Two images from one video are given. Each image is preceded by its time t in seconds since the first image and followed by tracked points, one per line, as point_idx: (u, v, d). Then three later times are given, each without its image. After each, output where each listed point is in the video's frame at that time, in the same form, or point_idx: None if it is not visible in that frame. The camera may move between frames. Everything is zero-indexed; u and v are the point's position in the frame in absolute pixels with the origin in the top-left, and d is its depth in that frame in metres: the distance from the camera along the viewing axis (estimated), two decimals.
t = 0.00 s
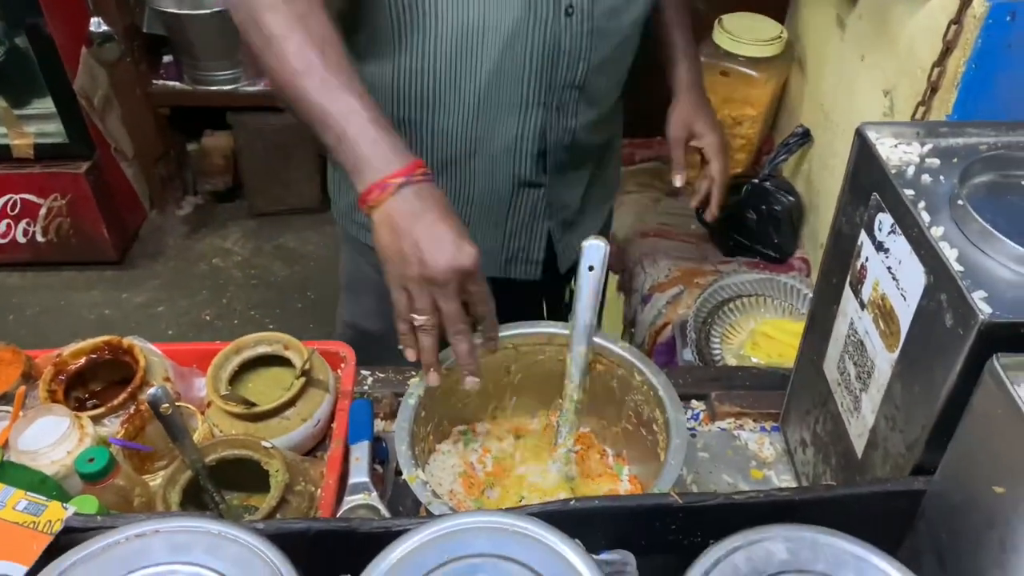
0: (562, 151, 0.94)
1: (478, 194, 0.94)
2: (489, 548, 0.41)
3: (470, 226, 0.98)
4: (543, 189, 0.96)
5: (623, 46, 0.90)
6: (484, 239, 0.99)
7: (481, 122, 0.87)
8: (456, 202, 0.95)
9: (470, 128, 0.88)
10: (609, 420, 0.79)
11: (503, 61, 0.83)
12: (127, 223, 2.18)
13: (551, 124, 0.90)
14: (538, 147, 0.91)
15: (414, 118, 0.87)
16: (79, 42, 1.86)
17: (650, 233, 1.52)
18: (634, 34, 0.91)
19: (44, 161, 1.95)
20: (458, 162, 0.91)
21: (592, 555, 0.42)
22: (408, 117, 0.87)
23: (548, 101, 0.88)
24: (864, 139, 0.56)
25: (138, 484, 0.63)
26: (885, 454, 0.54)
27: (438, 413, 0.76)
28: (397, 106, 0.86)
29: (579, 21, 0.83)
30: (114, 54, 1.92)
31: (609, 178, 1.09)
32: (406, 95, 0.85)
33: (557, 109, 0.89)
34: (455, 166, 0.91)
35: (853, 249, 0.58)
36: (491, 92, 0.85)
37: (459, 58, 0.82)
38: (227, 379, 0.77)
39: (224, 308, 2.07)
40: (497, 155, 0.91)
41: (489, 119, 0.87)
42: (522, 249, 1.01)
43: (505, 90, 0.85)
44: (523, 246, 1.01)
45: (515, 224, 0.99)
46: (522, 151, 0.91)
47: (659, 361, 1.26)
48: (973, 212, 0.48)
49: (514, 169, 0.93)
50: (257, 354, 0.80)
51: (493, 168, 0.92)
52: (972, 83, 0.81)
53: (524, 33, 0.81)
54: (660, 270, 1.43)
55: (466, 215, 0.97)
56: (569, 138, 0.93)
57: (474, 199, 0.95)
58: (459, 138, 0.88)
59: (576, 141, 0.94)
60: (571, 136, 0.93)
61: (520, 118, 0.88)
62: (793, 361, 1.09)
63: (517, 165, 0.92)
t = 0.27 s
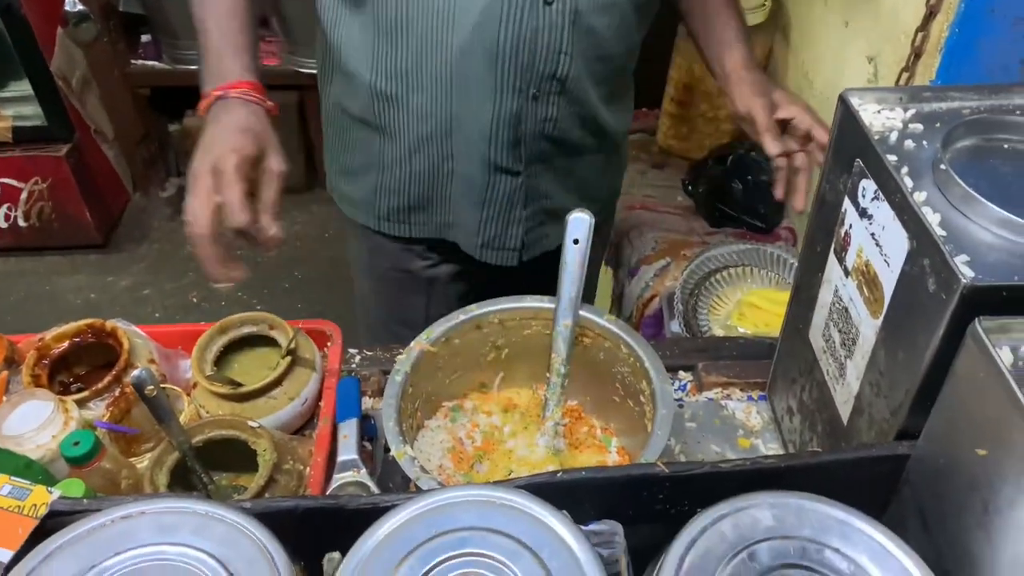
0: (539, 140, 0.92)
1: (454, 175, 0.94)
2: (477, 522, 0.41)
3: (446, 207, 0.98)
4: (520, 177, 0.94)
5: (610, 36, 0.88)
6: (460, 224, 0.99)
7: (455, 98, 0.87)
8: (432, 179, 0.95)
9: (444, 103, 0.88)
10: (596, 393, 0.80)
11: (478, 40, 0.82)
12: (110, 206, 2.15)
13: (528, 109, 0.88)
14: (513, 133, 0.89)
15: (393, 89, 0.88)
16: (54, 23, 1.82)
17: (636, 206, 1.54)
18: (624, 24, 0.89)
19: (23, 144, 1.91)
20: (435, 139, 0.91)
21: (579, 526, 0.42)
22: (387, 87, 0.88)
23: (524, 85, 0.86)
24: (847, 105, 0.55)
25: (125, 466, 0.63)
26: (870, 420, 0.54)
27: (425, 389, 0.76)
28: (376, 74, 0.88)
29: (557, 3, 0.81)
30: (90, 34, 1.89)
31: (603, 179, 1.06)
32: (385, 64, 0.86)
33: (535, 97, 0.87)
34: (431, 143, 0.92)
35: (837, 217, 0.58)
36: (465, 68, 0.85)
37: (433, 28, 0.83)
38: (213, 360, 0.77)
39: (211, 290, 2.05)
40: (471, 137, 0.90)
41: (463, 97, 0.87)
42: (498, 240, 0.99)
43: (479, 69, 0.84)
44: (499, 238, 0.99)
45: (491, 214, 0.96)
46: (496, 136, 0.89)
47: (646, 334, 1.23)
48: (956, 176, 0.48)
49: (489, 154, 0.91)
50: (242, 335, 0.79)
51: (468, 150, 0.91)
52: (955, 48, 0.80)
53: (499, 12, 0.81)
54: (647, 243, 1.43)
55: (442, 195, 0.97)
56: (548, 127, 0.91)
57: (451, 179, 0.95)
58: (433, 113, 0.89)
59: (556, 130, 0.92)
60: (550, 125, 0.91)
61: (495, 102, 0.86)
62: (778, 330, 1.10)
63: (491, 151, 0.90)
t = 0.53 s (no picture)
0: (509, 134, 0.88)
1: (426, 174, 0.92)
2: (450, 499, 0.40)
3: (423, 207, 0.96)
4: (493, 175, 0.90)
5: (575, 17, 0.83)
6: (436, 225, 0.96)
7: (415, 96, 0.84)
8: (405, 178, 0.94)
9: (405, 101, 0.86)
10: (578, 364, 0.79)
11: (430, 33, 0.79)
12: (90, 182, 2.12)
13: (493, 103, 0.84)
14: (480, 129, 0.85)
15: (354, 87, 0.87)
16: None
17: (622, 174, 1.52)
18: (589, 1, 0.83)
19: None
20: (402, 137, 0.90)
21: (554, 501, 0.42)
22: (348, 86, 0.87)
23: (486, 78, 0.82)
24: (826, 67, 0.54)
25: (99, 448, 0.63)
26: (850, 388, 0.54)
27: (404, 364, 0.75)
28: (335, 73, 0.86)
29: None
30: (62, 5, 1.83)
31: (586, 165, 1.02)
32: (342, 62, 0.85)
33: (501, 86, 0.83)
34: (399, 141, 0.90)
35: (818, 182, 0.57)
36: (420, 64, 0.81)
37: (383, 24, 0.80)
38: (188, 338, 0.76)
39: (196, 266, 2.03)
40: (437, 134, 0.86)
41: (423, 94, 0.84)
42: (476, 241, 0.95)
43: (435, 64, 0.81)
44: (477, 239, 0.95)
45: (467, 215, 0.93)
46: (463, 133, 0.85)
47: (633, 305, 1.21)
48: (937, 139, 0.47)
49: (458, 153, 0.87)
50: (217, 313, 0.79)
51: (436, 149, 0.88)
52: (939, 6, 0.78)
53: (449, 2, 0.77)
54: (631, 213, 1.43)
55: (417, 194, 0.96)
56: (517, 119, 0.87)
57: (423, 178, 0.93)
58: (396, 112, 0.87)
59: (528, 121, 0.88)
60: (519, 117, 0.87)
61: (458, 96, 0.83)
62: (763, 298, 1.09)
63: (459, 149, 0.86)
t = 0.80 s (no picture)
0: (507, 143, 0.88)
1: (424, 193, 0.92)
2: (455, 476, 0.40)
3: (422, 228, 0.96)
4: (493, 185, 0.91)
5: (560, 18, 0.82)
6: (440, 240, 0.97)
7: (403, 119, 0.84)
8: (401, 201, 0.93)
9: (393, 127, 0.85)
10: (580, 338, 0.79)
11: (410, 53, 0.79)
12: (84, 156, 2.09)
13: (486, 115, 0.84)
14: (477, 141, 0.86)
15: (340, 117, 0.86)
16: None
17: (622, 145, 1.51)
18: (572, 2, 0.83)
19: None
20: (393, 161, 0.89)
21: (560, 477, 0.41)
22: (330, 119, 0.86)
23: (475, 89, 0.82)
24: (834, 35, 0.53)
25: (100, 427, 0.63)
26: (856, 361, 0.54)
27: (405, 340, 0.75)
28: (315, 108, 0.85)
29: None
30: None
31: (588, 160, 1.01)
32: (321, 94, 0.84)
33: (492, 96, 0.83)
34: (391, 166, 0.89)
35: (824, 152, 0.56)
36: (405, 86, 0.81)
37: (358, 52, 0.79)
38: (187, 315, 0.76)
39: (193, 240, 2.02)
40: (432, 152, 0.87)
41: (412, 114, 0.84)
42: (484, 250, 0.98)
43: (421, 84, 0.81)
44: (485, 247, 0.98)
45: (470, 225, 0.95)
46: (458, 146, 0.86)
47: (634, 276, 1.22)
48: (948, 108, 0.46)
49: (455, 166, 0.88)
50: (216, 289, 0.78)
51: (433, 164, 0.89)
52: None
53: (426, 20, 0.77)
54: (631, 183, 1.42)
55: (415, 216, 0.95)
56: (513, 129, 0.87)
57: (420, 198, 0.93)
58: (384, 140, 0.86)
59: (524, 129, 0.88)
60: (515, 126, 0.86)
61: (450, 111, 0.83)
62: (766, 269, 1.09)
63: (456, 162, 0.88)
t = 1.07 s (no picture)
0: (506, 144, 0.88)
1: (424, 198, 0.92)
2: (461, 461, 0.40)
3: (424, 231, 0.96)
4: (493, 185, 0.92)
5: (554, 19, 0.81)
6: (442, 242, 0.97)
7: (400, 134, 0.83)
8: (402, 207, 0.93)
9: (391, 142, 0.84)
10: (583, 322, 0.79)
11: (404, 70, 0.78)
12: (83, 138, 2.08)
13: (485, 120, 0.84)
14: (476, 146, 0.86)
15: (335, 132, 0.85)
16: None
17: (624, 126, 1.49)
18: None
19: None
20: (391, 171, 0.89)
21: (565, 463, 0.41)
22: (326, 134, 0.85)
23: (472, 96, 0.82)
24: (842, 17, 0.52)
25: (104, 411, 0.63)
26: (862, 346, 0.54)
27: (409, 324, 0.74)
28: (309, 125, 0.84)
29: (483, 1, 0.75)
30: None
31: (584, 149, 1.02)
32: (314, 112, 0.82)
33: (490, 100, 0.83)
34: (389, 176, 0.89)
35: (831, 136, 0.55)
36: (401, 102, 0.80)
37: (351, 72, 0.78)
38: (190, 300, 0.76)
39: (193, 223, 2.02)
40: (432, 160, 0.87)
41: (410, 127, 0.83)
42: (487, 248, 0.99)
43: (418, 98, 0.80)
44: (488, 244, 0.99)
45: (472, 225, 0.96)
46: (458, 151, 0.86)
47: (635, 260, 1.21)
48: (957, 92, 0.45)
49: (455, 172, 0.88)
50: (218, 273, 0.78)
51: (432, 170, 0.89)
52: None
53: (420, 36, 0.76)
54: (636, 165, 1.39)
55: (416, 220, 0.95)
56: (512, 131, 0.87)
57: (420, 203, 0.93)
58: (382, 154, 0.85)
59: (522, 130, 0.88)
60: (513, 128, 0.86)
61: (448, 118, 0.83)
62: (769, 253, 1.09)
63: (456, 167, 0.88)
